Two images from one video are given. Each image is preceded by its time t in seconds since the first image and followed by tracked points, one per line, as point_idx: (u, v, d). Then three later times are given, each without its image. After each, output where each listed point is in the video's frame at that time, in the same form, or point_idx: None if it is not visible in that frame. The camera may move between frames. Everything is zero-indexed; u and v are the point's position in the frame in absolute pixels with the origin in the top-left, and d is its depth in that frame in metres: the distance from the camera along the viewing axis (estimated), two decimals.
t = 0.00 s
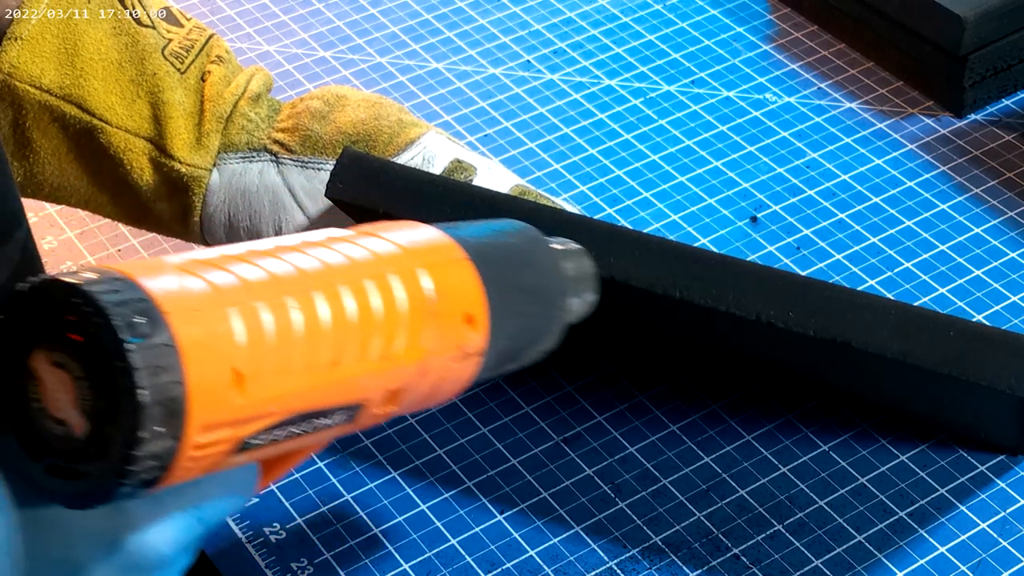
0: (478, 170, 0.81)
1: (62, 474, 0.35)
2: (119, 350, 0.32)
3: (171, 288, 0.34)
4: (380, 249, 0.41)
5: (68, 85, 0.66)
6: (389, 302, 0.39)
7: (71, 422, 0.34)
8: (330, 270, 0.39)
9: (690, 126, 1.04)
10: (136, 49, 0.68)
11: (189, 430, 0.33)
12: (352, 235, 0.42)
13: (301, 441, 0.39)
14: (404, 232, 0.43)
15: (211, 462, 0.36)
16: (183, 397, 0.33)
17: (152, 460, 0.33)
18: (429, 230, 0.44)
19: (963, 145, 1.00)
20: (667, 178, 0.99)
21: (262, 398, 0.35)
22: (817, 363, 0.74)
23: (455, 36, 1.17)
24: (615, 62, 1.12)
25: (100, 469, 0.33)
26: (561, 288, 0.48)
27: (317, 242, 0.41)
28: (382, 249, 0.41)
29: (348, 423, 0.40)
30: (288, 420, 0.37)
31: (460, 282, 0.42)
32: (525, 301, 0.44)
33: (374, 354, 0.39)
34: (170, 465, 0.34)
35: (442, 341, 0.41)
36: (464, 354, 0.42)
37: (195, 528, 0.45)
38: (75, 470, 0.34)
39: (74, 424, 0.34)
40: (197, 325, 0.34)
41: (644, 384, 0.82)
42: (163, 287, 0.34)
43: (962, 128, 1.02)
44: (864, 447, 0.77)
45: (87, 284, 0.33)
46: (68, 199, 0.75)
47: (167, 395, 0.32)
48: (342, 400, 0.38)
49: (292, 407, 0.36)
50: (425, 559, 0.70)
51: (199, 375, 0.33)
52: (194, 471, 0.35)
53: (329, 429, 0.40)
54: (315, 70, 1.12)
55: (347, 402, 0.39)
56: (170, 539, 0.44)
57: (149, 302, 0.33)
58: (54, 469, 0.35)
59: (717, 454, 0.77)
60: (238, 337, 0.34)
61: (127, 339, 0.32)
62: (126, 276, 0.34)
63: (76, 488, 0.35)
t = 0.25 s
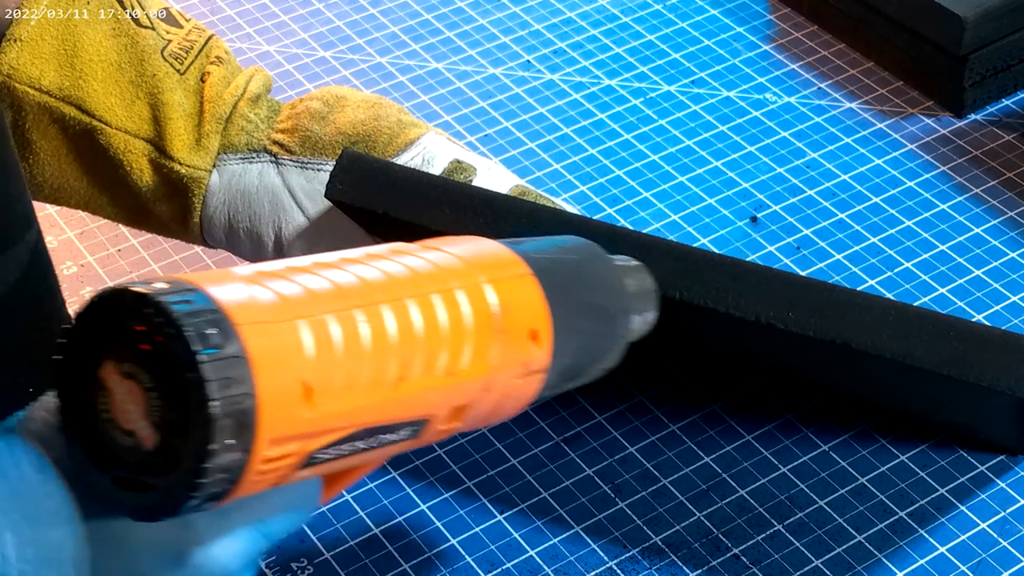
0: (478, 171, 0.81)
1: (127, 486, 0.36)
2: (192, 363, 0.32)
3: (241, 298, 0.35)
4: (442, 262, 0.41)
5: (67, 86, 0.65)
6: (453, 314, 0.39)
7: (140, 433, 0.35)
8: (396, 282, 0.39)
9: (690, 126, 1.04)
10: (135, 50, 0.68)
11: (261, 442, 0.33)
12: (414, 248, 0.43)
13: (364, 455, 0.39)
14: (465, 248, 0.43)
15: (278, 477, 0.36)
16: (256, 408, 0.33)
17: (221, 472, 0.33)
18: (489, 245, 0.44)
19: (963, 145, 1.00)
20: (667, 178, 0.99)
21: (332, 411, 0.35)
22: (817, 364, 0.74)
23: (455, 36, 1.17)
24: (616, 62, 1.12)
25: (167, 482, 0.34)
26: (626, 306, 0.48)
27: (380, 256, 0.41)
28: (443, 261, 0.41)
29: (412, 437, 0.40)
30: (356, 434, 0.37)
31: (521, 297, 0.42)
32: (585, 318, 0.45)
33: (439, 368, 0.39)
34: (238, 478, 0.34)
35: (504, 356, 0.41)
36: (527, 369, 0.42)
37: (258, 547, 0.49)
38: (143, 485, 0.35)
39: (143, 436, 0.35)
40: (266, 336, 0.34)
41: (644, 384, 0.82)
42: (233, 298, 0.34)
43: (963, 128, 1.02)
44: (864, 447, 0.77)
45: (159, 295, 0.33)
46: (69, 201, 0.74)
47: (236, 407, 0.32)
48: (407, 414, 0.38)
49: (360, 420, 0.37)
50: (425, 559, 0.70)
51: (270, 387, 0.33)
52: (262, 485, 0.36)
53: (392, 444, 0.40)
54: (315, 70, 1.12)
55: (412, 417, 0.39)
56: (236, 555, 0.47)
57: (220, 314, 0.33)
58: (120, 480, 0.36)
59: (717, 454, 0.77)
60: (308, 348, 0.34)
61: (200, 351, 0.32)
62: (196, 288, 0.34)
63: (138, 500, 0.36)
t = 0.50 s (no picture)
0: (478, 171, 0.81)
1: (172, 491, 0.35)
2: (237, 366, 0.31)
3: (285, 300, 0.34)
4: (486, 267, 0.40)
5: (67, 87, 0.65)
6: (499, 321, 0.38)
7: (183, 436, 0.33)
8: (442, 287, 0.38)
9: (690, 126, 1.04)
10: (134, 50, 0.66)
11: (305, 449, 0.32)
12: (457, 253, 0.42)
13: (408, 463, 0.38)
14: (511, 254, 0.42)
15: (322, 485, 0.35)
16: (300, 414, 0.32)
17: (266, 478, 0.32)
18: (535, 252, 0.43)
19: (963, 145, 1.00)
20: (667, 178, 0.99)
21: (375, 419, 0.34)
22: (817, 365, 0.74)
23: (455, 36, 1.17)
24: (616, 62, 1.12)
25: (211, 487, 0.33)
26: (677, 317, 0.47)
27: (424, 260, 0.40)
28: (488, 266, 0.40)
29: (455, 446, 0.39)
30: (399, 442, 0.36)
31: (567, 305, 0.41)
32: (635, 330, 0.44)
33: (485, 375, 0.38)
34: (283, 485, 0.33)
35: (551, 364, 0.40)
36: (571, 378, 0.41)
37: (301, 556, 0.47)
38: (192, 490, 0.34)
39: (187, 440, 0.33)
40: (309, 341, 0.33)
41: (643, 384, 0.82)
42: (277, 300, 0.33)
43: (962, 128, 1.02)
44: (864, 447, 0.77)
45: (206, 299, 0.32)
46: (69, 201, 0.74)
47: (282, 412, 0.31)
48: (451, 421, 0.37)
49: (404, 427, 0.35)
50: (425, 559, 0.70)
51: (313, 393, 0.32)
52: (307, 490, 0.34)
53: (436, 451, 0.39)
54: (315, 70, 1.12)
55: (457, 424, 0.38)
56: (275, 558, 0.45)
57: (264, 317, 0.32)
58: (162, 485, 0.35)
59: (717, 454, 0.77)
60: (354, 353, 0.33)
61: (244, 355, 0.31)
62: (238, 291, 0.34)
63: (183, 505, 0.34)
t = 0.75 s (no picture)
0: (478, 171, 0.80)
1: (251, 498, 0.36)
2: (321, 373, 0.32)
3: (370, 307, 0.34)
4: (570, 271, 0.41)
5: (67, 88, 0.64)
6: (584, 329, 0.38)
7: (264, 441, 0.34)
8: (528, 295, 0.38)
9: (690, 126, 1.04)
10: (134, 51, 0.66)
11: (385, 457, 0.33)
12: (551, 261, 0.42)
13: (490, 474, 0.39)
14: (603, 261, 0.42)
15: (402, 493, 0.35)
16: (380, 422, 0.32)
17: (348, 486, 0.33)
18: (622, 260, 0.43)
19: (963, 145, 1.00)
20: (667, 178, 0.99)
21: (457, 428, 0.35)
22: (817, 366, 0.74)
23: (455, 36, 1.17)
24: (615, 62, 1.12)
25: (293, 494, 0.34)
26: (758, 332, 0.46)
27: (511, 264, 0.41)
28: (573, 272, 0.41)
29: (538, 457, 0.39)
30: (482, 452, 0.36)
31: (654, 316, 0.40)
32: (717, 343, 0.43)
33: (569, 385, 0.37)
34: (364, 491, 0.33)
35: (638, 376, 0.40)
36: (658, 393, 0.41)
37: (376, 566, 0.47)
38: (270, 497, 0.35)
39: (267, 446, 0.34)
40: (389, 346, 0.33)
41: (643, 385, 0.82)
42: (362, 307, 0.34)
43: (962, 128, 1.02)
44: (864, 447, 0.77)
45: (289, 304, 0.33)
46: (69, 201, 0.74)
47: (364, 420, 0.32)
48: (532, 433, 0.37)
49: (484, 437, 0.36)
50: (424, 559, 0.70)
51: (391, 399, 0.33)
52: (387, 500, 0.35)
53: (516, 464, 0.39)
54: (315, 70, 1.12)
55: (538, 437, 0.38)
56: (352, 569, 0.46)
57: (345, 321, 0.33)
58: (241, 492, 0.36)
59: (717, 454, 0.77)
60: (433, 360, 0.34)
61: (329, 361, 0.32)
62: (324, 294, 0.35)
63: (263, 512, 0.35)
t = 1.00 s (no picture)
0: (477, 170, 0.80)
1: (307, 504, 0.38)
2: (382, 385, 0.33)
3: (431, 315, 0.35)
4: (623, 281, 0.42)
5: (66, 88, 0.64)
6: (640, 340, 0.39)
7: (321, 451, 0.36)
8: (583, 305, 0.39)
9: (690, 126, 1.04)
10: (134, 51, 0.66)
11: (443, 467, 0.34)
12: (602, 271, 0.43)
13: (543, 485, 0.40)
14: (657, 273, 0.43)
15: (459, 502, 0.36)
16: (440, 434, 0.33)
17: (405, 496, 0.34)
18: (676, 272, 0.44)
19: (963, 145, 1.00)
20: (667, 178, 0.99)
21: (515, 437, 0.36)
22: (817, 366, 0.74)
23: (455, 36, 1.17)
24: (615, 62, 1.12)
25: (350, 502, 0.35)
26: (807, 343, 0.46)
27: (567, 272, 0.42)
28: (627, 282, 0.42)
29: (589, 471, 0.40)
30: (539, 462, 0.37)
31: (707, 330, 0.41)
32: (768, 355, 0.43)
33: (624, 395, 0.38)
34: (420, 501, 0.34)
35: (689, 390, 0.40)
36: (709, 406, 0.41)
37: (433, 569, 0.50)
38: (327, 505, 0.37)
39: (324, 454, 0.36)
40: (451, 353, 0.34)
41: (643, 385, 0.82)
42: (423, 315, 0.35)
43: (963, 128, 1.02)
44: (864, 447, 0.77)
45: (352, 313, 0.34)
46: (69, 200, 0.73)
47: (423, 430, 0.33)
48: (589, 444, 0.38)
49: (540, 448, 0.37)
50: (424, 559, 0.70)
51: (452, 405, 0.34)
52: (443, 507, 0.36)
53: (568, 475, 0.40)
54: (315, 70, 1.12)
55: (591, 449, 0.38)
56: None
57: (408, 330, 0.34)
58: (299, 499, 0.38)
59: (717, 454, 0.77)
60: (493, 368, 0.35)
61: (390, 370, 0.33)
62: (385, 301, 0.36)
63: (319, 519, 0.37)
